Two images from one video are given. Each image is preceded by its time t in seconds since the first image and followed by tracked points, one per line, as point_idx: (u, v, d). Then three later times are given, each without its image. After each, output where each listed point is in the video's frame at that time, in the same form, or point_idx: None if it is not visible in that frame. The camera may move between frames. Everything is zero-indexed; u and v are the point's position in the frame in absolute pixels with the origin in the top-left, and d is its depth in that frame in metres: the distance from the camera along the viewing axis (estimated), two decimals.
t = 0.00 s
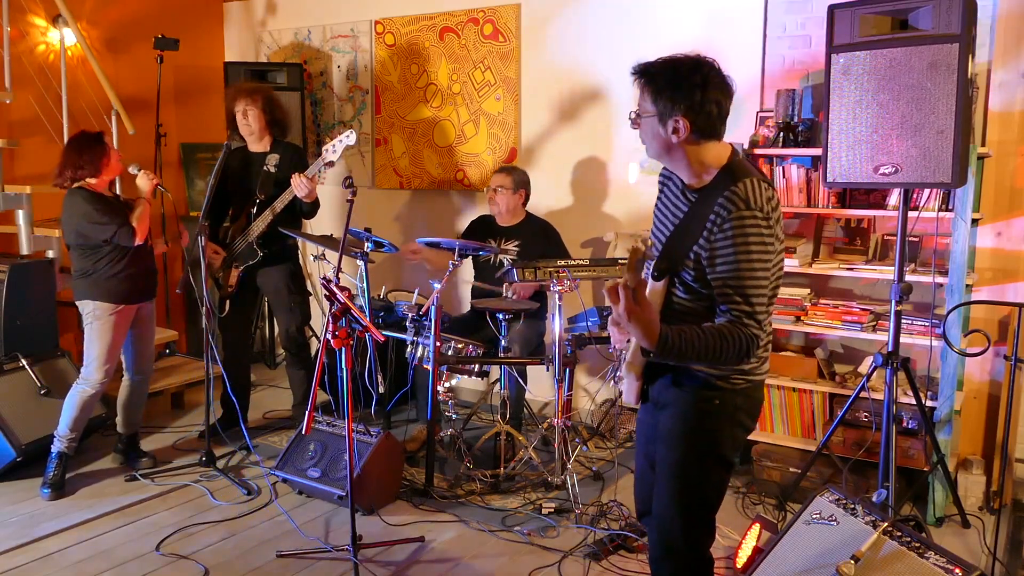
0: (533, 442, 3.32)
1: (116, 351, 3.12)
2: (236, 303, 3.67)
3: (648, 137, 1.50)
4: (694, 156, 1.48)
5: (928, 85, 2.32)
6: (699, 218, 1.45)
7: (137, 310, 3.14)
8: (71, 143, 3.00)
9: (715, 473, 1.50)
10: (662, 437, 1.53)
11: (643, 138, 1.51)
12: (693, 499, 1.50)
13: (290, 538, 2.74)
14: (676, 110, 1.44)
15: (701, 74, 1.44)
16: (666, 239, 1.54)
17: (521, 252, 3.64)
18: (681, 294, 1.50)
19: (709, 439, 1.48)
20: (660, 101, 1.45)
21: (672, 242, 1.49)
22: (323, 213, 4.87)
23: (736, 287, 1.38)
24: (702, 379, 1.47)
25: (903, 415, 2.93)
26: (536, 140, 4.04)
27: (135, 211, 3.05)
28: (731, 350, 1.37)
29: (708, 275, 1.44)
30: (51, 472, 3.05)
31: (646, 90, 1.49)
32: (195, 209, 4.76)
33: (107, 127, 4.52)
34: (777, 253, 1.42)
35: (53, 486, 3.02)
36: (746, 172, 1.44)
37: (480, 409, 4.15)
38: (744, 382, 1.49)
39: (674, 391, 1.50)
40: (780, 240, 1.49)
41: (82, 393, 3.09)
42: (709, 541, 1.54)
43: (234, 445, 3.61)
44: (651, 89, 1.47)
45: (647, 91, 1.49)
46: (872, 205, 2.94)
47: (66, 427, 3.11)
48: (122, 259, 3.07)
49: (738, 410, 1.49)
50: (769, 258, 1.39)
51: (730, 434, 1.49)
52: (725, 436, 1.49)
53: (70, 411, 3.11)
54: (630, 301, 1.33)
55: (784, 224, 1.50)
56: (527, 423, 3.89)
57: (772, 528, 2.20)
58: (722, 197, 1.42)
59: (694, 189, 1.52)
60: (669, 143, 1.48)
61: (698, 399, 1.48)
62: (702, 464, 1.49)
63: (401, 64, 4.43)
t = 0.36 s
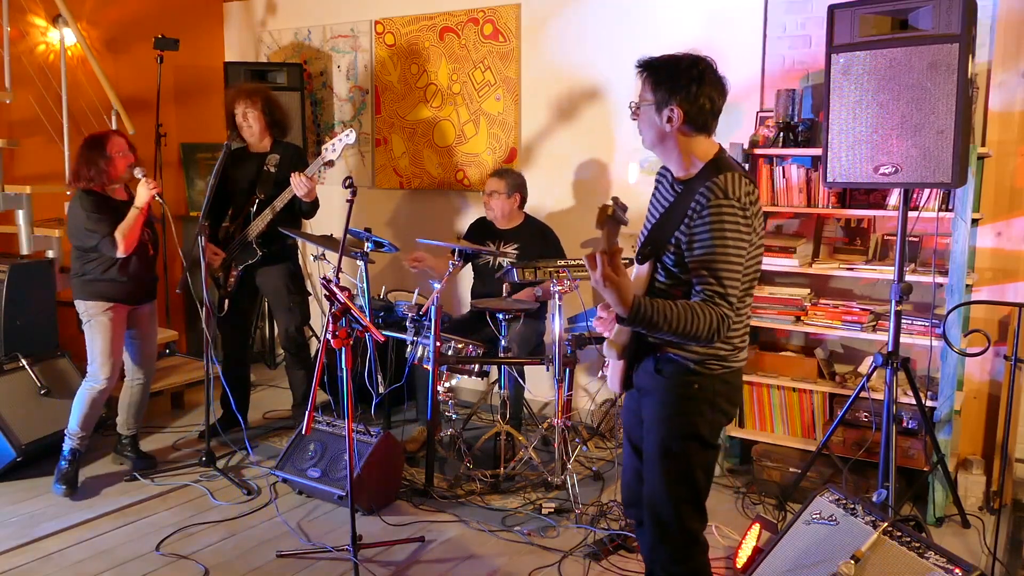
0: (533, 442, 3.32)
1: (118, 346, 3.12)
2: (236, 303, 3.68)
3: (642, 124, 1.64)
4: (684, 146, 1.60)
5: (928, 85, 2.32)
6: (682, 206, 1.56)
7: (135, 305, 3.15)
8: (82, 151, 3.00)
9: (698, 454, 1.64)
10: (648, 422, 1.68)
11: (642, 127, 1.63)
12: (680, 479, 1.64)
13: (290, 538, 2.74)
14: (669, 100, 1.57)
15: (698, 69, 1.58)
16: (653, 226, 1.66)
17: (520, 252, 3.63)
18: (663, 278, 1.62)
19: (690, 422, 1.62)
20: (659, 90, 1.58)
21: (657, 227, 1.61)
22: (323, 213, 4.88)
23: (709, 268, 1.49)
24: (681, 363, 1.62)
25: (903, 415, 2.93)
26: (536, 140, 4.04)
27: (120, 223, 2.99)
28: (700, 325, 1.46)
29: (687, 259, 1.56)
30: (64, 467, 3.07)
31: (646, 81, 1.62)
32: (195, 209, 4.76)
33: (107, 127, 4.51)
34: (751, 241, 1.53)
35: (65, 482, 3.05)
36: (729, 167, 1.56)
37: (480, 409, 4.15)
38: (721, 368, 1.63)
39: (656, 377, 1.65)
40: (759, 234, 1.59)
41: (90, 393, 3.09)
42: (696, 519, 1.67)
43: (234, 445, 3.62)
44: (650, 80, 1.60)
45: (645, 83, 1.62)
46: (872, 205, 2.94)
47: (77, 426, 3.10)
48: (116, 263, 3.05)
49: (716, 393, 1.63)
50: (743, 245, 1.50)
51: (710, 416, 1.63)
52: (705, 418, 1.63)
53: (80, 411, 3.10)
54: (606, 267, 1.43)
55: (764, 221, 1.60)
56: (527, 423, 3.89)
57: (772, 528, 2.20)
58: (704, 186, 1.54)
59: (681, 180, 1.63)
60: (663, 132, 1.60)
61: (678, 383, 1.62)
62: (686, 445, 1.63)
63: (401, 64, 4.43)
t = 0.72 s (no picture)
0: (533, 442, 3.32)
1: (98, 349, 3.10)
2: (236, 303, 3.68)
3: (633, 124, 1.69)
4: (672, 146, 1.66)
5: (928, 85, 2.32)
6: (664, 203, 1.62)
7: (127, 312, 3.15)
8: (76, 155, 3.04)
9: (684, 443, 1.71)
10: (636, 414, 1.74)
11: (633, 128, 1.69)
12: (666, 469, 1.71)
13: (290, 538, 2.74)
14: (659, 102, 1.63)
15: (687, 73, 1.64)
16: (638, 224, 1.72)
17: (519, 252, 3.63)
18: (646, 272, 1.68)
19: (675, 412, 1.68)
20: (650, 92, 1.63)
21: (640, 224, 1.67)
22: (323, 213, 4.88)
23: (686, 262, 1.54)
24: (664, 356, 1.68)
25: (903, 415, 2.93)
26: (536, 140, 4.04)
27: (77, 237, 2.92)
28: (676, 315, 1.51)
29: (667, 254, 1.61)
30: (47, 475, 3.03)
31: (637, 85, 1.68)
32: (195, 209, 4.77)
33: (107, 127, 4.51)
34: (727, 237, 1.58)
35: (47, 488, 2.99)
36: (712, 167, 1.61)
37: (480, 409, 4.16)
38: (701, 360, 1.69)
39: (641, 370, 1.71)
40: (738, 232, 1.64)
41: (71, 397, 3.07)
42: (685, 507, 1.74)
43: (234, 445, 3.62)
44: (641, 82, 1.66)
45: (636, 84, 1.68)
46: (872, 205, 2.94)
47: (59, 432, 3.09)
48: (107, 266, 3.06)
49: (699, 384, 1.70)
50: (719, 241, 1.55)
51: (694, 406, 1.70)
52: (689, 408, 1.69)
53: (60, 417, 3.08)
54: (582, 256, 1.49)
55: (744, 220, 1.65)
56: (527, 423, 3.89)
57: (772, 528, 2.20)
58: (685, 185, 1.59)
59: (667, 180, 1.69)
60: (653, 132, 1.66)
61: (662, 375, 1.68)
62: (672, 436, 1.69)
63: (401, 64, 4.42)
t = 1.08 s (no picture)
0: (533, 442, 3.32)
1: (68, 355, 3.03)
2: (237, 303, 3.68)
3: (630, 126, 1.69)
4: (670, 147, 1.66)
5: (928, 85, 2.32)
6: (661, 202, 1.62)
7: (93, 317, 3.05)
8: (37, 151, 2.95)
9: (684, 442, 1.70)
10: (635, 413, 1.74)
11: (631, 128, 1.68)
12: (665, 468, 1.71)
13: (290, 538, 2.74)
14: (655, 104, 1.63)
15: (684, 72, 1.65)
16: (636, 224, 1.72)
17: (519, 252, 3.63)
18: (644, 272, 1.68)
19: (674, 410, 1.68)
20: (648, 92, 1.63)
21: (638, 223, 1.67)
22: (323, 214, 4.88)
23: (684, 260, 1.54)
24: (664, 355, 1.68)
25: (903, 415, 2.93)
26: (535, 140, 4.04)
27: (37, 238, 2.85)
28: (676, 311, 1.51)
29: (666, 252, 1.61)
30: (39, 482, 2.99)
31: (633, 86, 1.68)
32: (195, 209, 4.77)
33: (107, 128, 4.51)
34: (725, 236, 1.58)
35: (41, 495, 2.95)
36: (709, 166, 1.61)
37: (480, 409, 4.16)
38: (701, 359, 1.69)
39: (640, 369, 1.72)
40: (736, 230, 1.64)
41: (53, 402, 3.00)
42: (683, 507, 1.74)
43: (234, 444, 3.62)
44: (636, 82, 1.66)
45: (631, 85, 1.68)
46: (873, 205, 2.94)
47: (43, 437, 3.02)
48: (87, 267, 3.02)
49: (699, 382, 1.70)
50: (717, 239, 1.55)
51: (693, 404, 1.70)
52: (688, 407, 1.69)
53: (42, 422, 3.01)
54: (581, 254, 1.49)
55: (742, 219, 1.65)
56: (527, 423, 3.89)
57: (771, 528, 2.20)
58: (682, 183, 1.59)
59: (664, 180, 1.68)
60: (652, 132, 1.66)
61: (661, 373, 1.68)
62: (671, 434, 1.69)
63: (401, 64, 4.42)
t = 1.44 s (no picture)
0: (533, 442, 3.32)
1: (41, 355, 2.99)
2: (237, 303, 3.68)
3: (634, 128, 1.68)
4: (674, 148, 1.66)
5: (928, 85, 2.32)
6: (672, 203, 1.62)
7: (60, 318, 3.01)
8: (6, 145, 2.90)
9: (694, 450, 1.70)
10: (645, 419, 1.73)
11: (633, 132, 1.68)
12: (674, 476, 1.70)
13: (290, 538, 2.74)
14: (662, 105, 1.63)
15: (684, 72, 1.65)
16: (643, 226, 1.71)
17: (519, 252, 3.63)
18: (657, 275, 1.67)
19: (687, 418, 1.68)
20: (650, 94, 1.63)
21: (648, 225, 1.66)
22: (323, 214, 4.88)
23: (704, 263, 1.54)
24: (680, 361, 1.68)
25: (903, 415, 2.92)
26: (536, 140, 4.04)
27: (13, 231, 2.78)
28: (702, 317, 1.51)
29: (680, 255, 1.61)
30: (37, 485, 2.98)
31: (633, 88, 1.67)
32: (195, 209, 4.78)
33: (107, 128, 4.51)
34: (740, 235, 1.59)
35: (42, 497, 2.95)
36: (715, 164, 1.62)
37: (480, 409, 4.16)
38: (717, 363, 1.70)
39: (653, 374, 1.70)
40: (747, 229, 1.65)
41: (35, 407, 2.98)
42: (690, 515, 1.73)
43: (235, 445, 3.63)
44: (637, 84, 1.66)
45: (630, 87, 1.67)
46: (872, 205, 2.94)
47: (34, 442, 3.01)
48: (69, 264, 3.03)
49: (713, 389, 1.70)
50: (733, 239, 1.56)
51: (706, 412, 1.70)
52: (700, 415, 1.69)
53: (29, 427, 3.00)
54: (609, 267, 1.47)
55: (751, 217, 1.66)
56: (527, 423, 3.89)
57: (772, 528, 2.20)
58: (692, 183, 1.59)
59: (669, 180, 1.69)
60: (655, 134, 1.65)
61: (675, 380, 1.68)
62: (682, 442, 1.69)
63: (401, 64, 4.42)
